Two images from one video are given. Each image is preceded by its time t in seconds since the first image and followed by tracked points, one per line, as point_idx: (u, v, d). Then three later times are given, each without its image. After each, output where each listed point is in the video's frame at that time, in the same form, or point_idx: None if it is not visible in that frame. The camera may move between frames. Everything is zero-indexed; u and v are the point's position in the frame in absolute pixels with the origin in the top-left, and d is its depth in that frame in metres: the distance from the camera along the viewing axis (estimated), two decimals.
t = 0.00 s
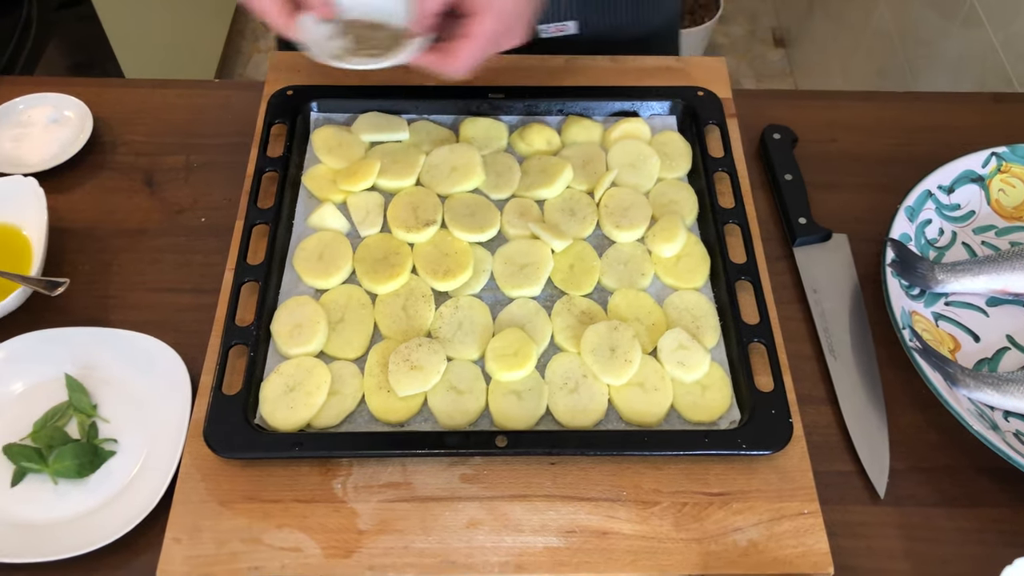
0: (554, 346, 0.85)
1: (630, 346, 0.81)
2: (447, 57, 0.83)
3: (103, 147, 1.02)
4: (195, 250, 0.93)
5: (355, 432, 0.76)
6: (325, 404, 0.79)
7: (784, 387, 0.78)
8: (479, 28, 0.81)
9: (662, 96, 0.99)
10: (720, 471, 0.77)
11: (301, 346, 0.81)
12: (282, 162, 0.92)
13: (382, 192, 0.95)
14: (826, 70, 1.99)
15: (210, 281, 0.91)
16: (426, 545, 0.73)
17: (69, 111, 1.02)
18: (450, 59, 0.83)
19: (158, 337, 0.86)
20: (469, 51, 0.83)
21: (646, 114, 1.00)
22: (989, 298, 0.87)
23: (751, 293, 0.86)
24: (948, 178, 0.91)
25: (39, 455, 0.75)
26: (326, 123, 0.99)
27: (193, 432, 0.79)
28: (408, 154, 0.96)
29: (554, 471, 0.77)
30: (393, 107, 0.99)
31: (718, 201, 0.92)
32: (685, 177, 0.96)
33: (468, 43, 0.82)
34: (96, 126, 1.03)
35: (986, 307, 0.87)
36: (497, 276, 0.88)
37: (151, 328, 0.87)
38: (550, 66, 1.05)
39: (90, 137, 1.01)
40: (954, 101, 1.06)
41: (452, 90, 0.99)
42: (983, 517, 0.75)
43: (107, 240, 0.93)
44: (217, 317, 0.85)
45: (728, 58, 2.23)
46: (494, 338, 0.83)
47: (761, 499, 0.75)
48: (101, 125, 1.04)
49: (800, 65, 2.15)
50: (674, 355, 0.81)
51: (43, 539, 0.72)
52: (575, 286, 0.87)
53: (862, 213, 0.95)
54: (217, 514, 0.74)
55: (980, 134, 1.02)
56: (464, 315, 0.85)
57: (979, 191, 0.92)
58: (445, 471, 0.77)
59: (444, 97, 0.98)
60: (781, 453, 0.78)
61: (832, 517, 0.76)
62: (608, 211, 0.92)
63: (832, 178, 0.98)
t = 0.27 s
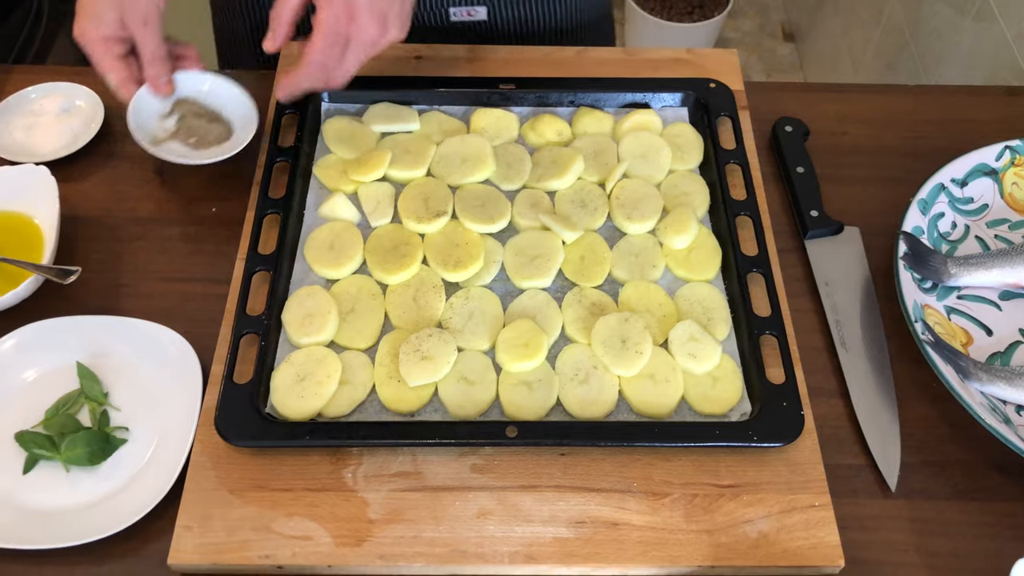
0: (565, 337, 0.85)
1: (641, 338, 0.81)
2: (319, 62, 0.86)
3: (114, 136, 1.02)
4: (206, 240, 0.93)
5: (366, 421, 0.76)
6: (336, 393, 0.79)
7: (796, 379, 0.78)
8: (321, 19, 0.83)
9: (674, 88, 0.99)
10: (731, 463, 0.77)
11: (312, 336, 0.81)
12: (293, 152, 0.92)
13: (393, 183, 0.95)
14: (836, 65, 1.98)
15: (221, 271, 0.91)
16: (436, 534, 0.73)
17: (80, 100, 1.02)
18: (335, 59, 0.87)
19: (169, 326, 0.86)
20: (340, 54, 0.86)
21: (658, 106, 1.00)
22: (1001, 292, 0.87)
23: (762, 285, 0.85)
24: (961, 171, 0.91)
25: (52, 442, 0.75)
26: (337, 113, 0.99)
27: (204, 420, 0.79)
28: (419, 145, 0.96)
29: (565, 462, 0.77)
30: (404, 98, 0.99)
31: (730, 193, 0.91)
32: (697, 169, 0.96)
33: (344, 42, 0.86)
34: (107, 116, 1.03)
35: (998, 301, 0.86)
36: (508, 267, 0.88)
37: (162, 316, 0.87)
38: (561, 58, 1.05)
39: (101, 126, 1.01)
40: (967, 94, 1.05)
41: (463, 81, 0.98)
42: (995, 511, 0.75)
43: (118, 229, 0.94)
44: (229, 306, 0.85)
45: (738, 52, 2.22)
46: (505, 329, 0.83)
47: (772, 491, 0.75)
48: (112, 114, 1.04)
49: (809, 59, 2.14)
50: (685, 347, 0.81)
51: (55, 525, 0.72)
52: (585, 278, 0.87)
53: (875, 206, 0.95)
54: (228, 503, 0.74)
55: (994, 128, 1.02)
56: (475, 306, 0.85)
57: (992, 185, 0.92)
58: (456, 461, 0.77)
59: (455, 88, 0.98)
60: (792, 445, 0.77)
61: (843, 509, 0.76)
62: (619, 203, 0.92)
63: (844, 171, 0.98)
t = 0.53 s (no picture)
0: (572, 329, 0.85)
1: (649, 330, 0.81)
2: None
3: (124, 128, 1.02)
4: (215, 231, 0.93)
5: (374, 411, 0.76)
6: (344, 383, 0.79)
7: (804, 371, 0.78)
8: None
9: (683, 80, 0.98)
10: (738, 454, 0.77)
11: (321, 326, 0.81)
12: (302, 144, 0.92)
13: (401, 175, 0.95)
14: (845, 59, 1.97)
15: (230, 262, 0.91)
16: (444, 524, 0.73)
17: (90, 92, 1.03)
18: None
19: (179, 316, 0.87)
20: None
21: (666, 98, 1.00)
22: (1011, 285, 0.86)
23: (770, 277, 0.85)
24: (971, 163, 0.90)
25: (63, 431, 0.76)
26: (346, 105, 0.99)
27: (213, 410, 0.79)
28: (427, 136, 0.96)
29: (572, 453, 0.77)
30: (413, 90, 0.99)
31: (738, 185, 0.91)
32: (705, 161, 0.96)
33: None
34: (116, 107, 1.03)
35: (1008, 294, 0.86)
36: (516, 259, 0.88)
37: (171, 307, 0.88)
38: (570, 50, 1.05)
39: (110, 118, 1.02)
40: (978, 87, 1.05)
41: (472, 73, 0.98)
42: (1003, 504, 0.75)
43: (127, 220, 0.94)
44: (238, 297, 0.85)
45: (746, 45, 2.21)
46: (513, 320, 0.83)
47: (779, 483, 0.75)
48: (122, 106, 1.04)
49: (817, 53, 2.13)
50: (693, 339, 0.81)
51: (66, 513, 0.73)
52: (593, 270, 0.87)
53: (883, 199, 0.95)
54: (237, 492, 0.75)
55: (1003, 121, 1.01)
56: (483, 297, 0.86)
57: (1002, 178, 0.92)
58: (463, 452, 0.77)
59: (463, 80, 0.98)
60: (799, 437, 0.77)
61: (850, 502, 0.76)
62: (627, 195, 0.92)
63: (852, 164, 0.98)
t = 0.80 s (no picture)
0: (575, 323, 0.85)
1: (652, 324, 0.81)
2: None
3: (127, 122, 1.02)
4: (219, 225, 0.94)
5: (378, 405, 0.77)
6: (348, 377, 0.80)
7: (807, 365, 0.78)
8: None
9: (686, 75, 0.98)
10: (741, 448, 0.77)
11: (325, 320, 0.82)
12: (305, 138, 0.92)
13: (405, 169, 0.95)
14: (848, 54, 1.96)
15: (233, 256, 0.91)
16: (447, 517, 0.73)
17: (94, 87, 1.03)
18: None
19: (183, 310, 0.87)
20: None
21: (670, 93, 1.00)
22: (1014, 279, 0.86)
23: (774, 271, 0.85)
24: (975, 158, 0.90)
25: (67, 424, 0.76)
26: (349, 99, 0.99)
27: (218, 404, 0.80)
28: (430, 131, 0.96)
29: (576, 447, 0.77)
30: (416, 84, 0.99)
31: (742, 180, 0.91)
32: (709, 156, 0.95)
33: None
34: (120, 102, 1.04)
35: (1011, 288, 0.86)
36: (519, 253, 0.88)
37: (175, 301, 0.88)
38: (573, 44, 1.05)
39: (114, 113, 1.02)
40: (982, 82, 1.04)
41: (475, 67, 0.98)
42: (1006, 498, 0.75)
43: (131, 215, 0.94)
44: (242, 291, 0.85)
45: (749, 41, 2.21)
46: (517, 314, 0.83)
47: (783, 477, 0.75)
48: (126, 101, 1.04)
49: (821, 49, 2.13)
50: (696, 333, 0.81)
51: (71, 507, 0.73)
52: (597, 263, 0.87)
53: (887, 193, 0.95)
54: (242, 485, 0.75)
55: (1008, 115, 1.01)
56: (487, 292, 0.86)
57: (1005, 172, 0.92)
58: (467, 445, 0.77)
59: (467, 74, 0.98)
60: (802, 431, 0.78)
61: (853, 495, 0.76)
62: (631, 189, 0.92)
63: (856, 158, 0.97)
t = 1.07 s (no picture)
0: (577, 318, 0.85)
1: (654, 319, 0.81)
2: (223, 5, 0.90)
3: (128, 118, 1.02)
4: (220, 221, 0.93)
5: (380, 400, 0.77)
6: (350, 372, 0.80)
7: (808, 360, 0.78)
8: None
9: (688, 69, 0.98)
10: (743, 443, 0.77)
11: (326, 316, 0.81)
12: (306, 133, 0.92)
13: (406, 165, 0.95)
14: (850, 49, 1.96)
15: (235, 252, 0.91)
16: (448, 512, 0.73)
17: (95, 83, 1.03)
18: None
19: (184, 306, 0.87)
20: None
21: (672, 87, 1.00)
22: (1016, 274, 0.86)
23: (775, 266, 0.85)
24: (977, 153, 0.90)
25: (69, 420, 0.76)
26: (350, 94, 0.99)
27: (219, 399, 0.80)
28: (431, 126, 0.96)
29: (577, 442, 0.77)
30: (417, 79, 0.99)
31: (744, 175, 0.91)
32: (710, 151, 0.95)
33: None
34: (121, 98, 1.04)
35: (1013, 283, 0.86)
36: (521, 248, 0.88)
37: (177, 297, 0.88)
38: (574, 39, 1.05)
39: (115, 109, 1.02)
40: (983, 76, 1.04)
41: (476, 62, 0.98)
42: (1007, 492, 0.75)
43: (132, 210, 0.94)
44: (244, 287, 0.85)
45: (750, 37, 2.20)
46: (518, 309, 0.83)
47: (784, 471, 0.75)
48: (127, 96, 1.04)
49: (822, 44, 2.12)
50: (698, 328, 0.81)
51: (72, 501, 0.73)
52: (598, 259, 0.87)
53: (889, 189, 0.94)
54: (243, 480, 0.75)
55: (1010, 109, 1.01)
56: (488, 287, 0.86)
57: (1007, 167, 0.91)
58: (469, 440, 0.77)
59: (468, 69, 0.98)
60: (804, 426, 0.78)
61: (854, 490, 0.76)
62: (632, 184, 0.92)
63: (858, 153, 0.97)
